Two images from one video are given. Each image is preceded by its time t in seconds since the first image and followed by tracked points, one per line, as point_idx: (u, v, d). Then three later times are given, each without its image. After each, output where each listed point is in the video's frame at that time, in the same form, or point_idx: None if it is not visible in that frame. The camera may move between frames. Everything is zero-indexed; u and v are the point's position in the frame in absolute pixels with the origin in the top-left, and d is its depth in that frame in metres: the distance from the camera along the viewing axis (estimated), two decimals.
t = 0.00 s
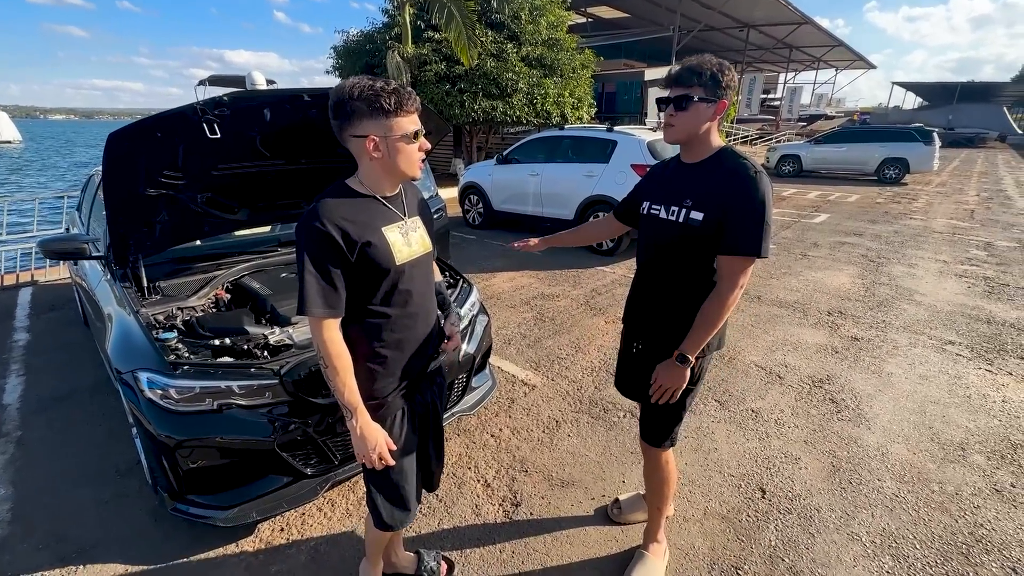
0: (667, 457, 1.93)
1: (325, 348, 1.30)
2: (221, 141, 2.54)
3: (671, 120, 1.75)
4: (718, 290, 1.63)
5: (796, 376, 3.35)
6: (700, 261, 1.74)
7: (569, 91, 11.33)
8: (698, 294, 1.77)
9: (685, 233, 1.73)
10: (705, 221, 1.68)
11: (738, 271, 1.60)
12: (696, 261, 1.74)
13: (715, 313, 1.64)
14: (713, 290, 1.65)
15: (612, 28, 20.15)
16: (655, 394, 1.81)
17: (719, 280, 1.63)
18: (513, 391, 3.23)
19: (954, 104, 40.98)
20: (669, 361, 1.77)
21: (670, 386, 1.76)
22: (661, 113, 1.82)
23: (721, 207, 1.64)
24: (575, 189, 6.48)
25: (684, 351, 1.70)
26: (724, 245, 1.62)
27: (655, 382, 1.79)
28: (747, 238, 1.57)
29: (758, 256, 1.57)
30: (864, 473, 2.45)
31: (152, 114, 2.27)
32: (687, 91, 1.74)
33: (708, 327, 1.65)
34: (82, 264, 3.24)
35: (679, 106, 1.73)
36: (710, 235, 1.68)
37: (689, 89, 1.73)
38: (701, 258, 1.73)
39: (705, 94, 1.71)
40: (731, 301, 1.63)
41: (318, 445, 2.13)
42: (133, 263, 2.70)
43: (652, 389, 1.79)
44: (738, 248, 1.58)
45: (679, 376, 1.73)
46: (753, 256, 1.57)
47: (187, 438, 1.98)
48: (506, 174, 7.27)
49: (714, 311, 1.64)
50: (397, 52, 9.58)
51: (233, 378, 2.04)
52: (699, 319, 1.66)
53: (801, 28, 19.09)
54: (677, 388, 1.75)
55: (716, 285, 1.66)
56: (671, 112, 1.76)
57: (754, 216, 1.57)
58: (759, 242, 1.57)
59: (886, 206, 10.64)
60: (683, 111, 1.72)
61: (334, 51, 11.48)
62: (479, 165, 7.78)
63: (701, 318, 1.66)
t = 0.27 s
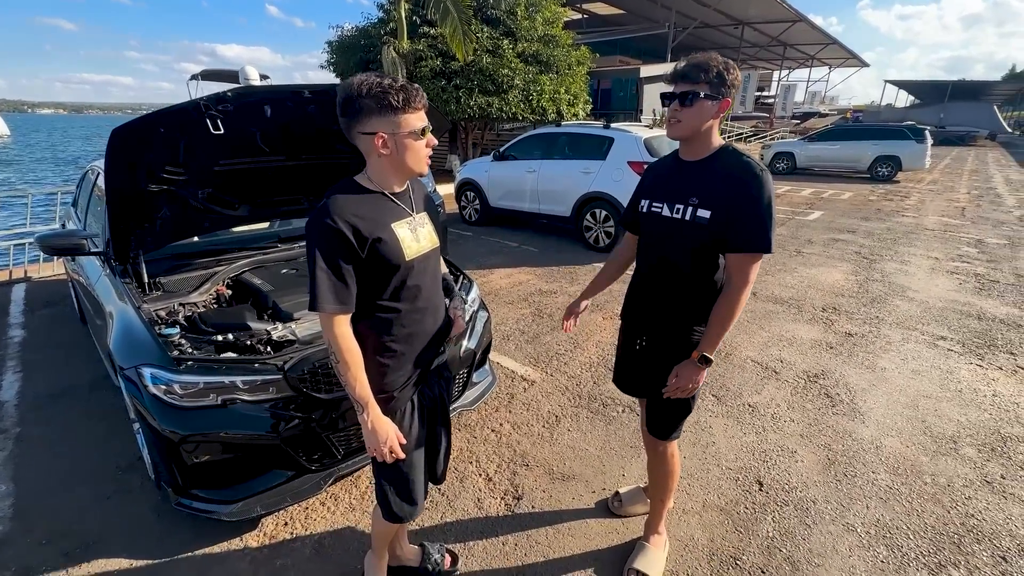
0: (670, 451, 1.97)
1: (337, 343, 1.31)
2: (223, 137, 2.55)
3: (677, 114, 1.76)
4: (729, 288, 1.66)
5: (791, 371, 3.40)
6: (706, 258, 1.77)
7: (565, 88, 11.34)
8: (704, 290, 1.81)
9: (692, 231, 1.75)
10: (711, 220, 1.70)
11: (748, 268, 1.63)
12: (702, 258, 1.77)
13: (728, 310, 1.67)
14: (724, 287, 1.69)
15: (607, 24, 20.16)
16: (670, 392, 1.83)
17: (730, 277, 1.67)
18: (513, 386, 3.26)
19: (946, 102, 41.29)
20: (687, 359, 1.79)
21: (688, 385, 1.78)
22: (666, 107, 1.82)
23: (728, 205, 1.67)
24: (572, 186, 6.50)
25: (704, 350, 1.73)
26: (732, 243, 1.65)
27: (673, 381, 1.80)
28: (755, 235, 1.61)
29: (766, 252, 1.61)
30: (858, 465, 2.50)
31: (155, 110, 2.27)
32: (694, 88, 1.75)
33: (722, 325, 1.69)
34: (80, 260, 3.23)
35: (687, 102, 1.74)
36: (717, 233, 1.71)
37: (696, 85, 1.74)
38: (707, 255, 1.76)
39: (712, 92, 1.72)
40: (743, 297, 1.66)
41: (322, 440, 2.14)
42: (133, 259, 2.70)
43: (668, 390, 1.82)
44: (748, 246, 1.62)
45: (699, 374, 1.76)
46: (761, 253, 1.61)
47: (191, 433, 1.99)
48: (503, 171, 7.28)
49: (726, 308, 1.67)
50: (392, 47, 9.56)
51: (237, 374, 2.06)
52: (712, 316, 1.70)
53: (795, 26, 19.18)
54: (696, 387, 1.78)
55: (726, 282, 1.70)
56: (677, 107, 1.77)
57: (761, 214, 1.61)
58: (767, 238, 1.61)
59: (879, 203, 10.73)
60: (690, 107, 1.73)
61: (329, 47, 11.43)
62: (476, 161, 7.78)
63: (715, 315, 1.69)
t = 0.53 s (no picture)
0: (676, 439, 2.02)
1: (357, 334, 1.36)
2: (232, 133, 2.58)
3: (684, 113, 1.81)
4: (737, 280, 1.72)
5: (788, 365, 3.46)
6: (710, 251, 1.82)
7: (562, 85, 11.38)
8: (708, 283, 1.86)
9: (697, 225, 1.80)
10: (717, 214, 1.75)
11: (753, 260, 1.69)
12: (706, 251, 1.82)
13: (737, 302, 1.73)
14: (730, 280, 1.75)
15: (603, 21, 20.18)
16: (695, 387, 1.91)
17: (737, 269, 1.73)
18: (516, 380, 3.31)
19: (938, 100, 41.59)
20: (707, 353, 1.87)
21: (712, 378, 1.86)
22: (673, 105, 1.86)
23: (732, 200, 1.72)
24: (571, 183, 6.55)
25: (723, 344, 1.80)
26: (737, 236, 1.70)
27: (699, 376, 1.88)
28: (760, 229, 1.66)
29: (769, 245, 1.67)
30: (855, 455, 2.56)
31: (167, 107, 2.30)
32: (701, 88, 1.79)
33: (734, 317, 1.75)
34: (85, 255, 3.25)
35: (693, 101, 1.78)
36: (722, 227, 1.76)
37: (703, 86, 1.79)
38: (711, 249, 1.81)
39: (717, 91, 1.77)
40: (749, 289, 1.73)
41: (332, 432, 2.19)
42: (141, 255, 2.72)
43: (695, 387, 1.90)
44: (753, 239, 1.67)
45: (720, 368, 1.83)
46: (765, 245, 1.67)
47: (205, 424, 2.03)
48: (501, 168, 7.31)
49: (736, 299, 1.73)
50: (389, 44, 9.55)
51: (249, 366, 2.09)
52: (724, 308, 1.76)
53: (790, 24, 19.27)
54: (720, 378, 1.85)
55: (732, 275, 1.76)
56: (684, 105, 1.81)
57: (765, 209, 1.66)
58: (771, 232, 1.67)
59: (872, 201, 10.84)
60: (697, 106, 1.78)
61: (325, 43, 11.40)
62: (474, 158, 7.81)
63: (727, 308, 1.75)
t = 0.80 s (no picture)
0: (674, 430, 2.07)
1: (368, 327, 1.39)
2: (237, 130, 2.60)
3: (673, 121, 1.87)
4: (737, 276, 1.76)
5: (784, 359, 3.52)
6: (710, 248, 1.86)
7: (558, 83, 11.40)
8: (709, 279, 1.90)
9: (698, 221, 1.84)
10: (717, 210, 1.79)
11: (753, 257, 1.73)
12: (707, 247, 1.86)
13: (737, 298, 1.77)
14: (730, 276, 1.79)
15: (598, 20, 20.21)
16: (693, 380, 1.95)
17: (735, 265, 1.77)
18: (516, 375, 3.35)
19: (930, 99, 41.88)
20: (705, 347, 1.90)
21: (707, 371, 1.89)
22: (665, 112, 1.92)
23: (733, 197, 1.76)
24: (568, 181, 6.59)
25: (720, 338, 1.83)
26: (738, 233, 1.74)
27: (696, 369, 1.92)
28: (760, 226, 1.70)
29: (768, 243, 1.71)
30: (849, 447, 2.62)
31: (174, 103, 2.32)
32: (686, 94, 1.84)
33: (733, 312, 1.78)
34: (86, 252, 3.25)
35: (681, 108, 1.84)
36: (722, 223, 1.80)
37: (687, 91, 1.83)
38: (711, 245, 1.85)
39: (704, 94, 1.81)
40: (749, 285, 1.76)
41: (337, 426, 2.22)
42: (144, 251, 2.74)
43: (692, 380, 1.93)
44: (752, 236, 1.71)
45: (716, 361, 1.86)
46: (765, 243, 1.71)
47: (211, 418, 2.05)
48: (499, 165, 7.34)
49: (736, 295, 1.76)
50: (386, 41, 9.55)
51: (255, 360, 2.12)
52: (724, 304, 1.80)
53: (784, 23, 19.37)
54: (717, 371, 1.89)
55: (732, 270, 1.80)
56: (673, 114, 1.88)
57: (764, 207, 1.70)
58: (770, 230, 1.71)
59: (865, 199, 10.93)
60: (683, 114, 1.84)
61: (321, 40, 11.38)
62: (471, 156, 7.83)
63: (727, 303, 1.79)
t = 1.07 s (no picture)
0: (671, 422, 2.11)
1: (374, 321, 1.41)
2: (239, 129, 2.62)
3: (674, 119, 1.90)
4: (731, 272, 1.79)
5: (780, 355, 3.56)
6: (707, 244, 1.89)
7: (554, 82, 11.43)
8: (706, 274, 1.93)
9: (695, 218, 1.88)
10: (713, 207, 1.83)
11: (748, 253, 1.77)
12: (704, 244, 1.89)
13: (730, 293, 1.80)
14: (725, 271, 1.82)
15: (594, 19, 20.23)
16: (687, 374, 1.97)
17: (730, 262, 1.80)
18: (515, 372, 3.38)
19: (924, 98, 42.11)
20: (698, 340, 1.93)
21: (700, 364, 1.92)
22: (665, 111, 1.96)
23: (729, 194, 1.79)
24: (565, 179, 6.62)
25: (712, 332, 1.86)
26: (734, 230, 1.77)
27: (688, 362, 1.94)
28: (755, 223, 1.73)
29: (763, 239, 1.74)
30: (845, 441, 2.66)
31: (177, 102, 2.33)
32: (687, 92, 1.87)
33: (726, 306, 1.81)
34: (86, 251, 3.26)
35: (681, 107, 1.87)
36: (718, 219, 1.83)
37: (687, 90, 1.87)
38: (708, 241, 1.88)
39: (703, 92, 1.84)
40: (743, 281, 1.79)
41: (339, 422, 2.24)
42: (145, 250, 2.75)
43: (684, 373, 1.96)
44: (747, 233, 1.75)
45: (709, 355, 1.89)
46: (760, 239, 1.74)
47: (215, 414, 2.07)
48: (496, 164, 7.36)
49: (730, 291, 1.79)
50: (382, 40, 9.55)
51: (259, 358, 2.14)
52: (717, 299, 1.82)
53: (779, 22, 19.45)
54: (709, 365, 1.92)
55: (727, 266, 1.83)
56: (674, 112, 1.91)
57: (759, 204, 1.73)
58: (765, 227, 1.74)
59: (860, 197, 11.00)
60: (684, 112, 1.87)
61: (317, 39, 11.36)
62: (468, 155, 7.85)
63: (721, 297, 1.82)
